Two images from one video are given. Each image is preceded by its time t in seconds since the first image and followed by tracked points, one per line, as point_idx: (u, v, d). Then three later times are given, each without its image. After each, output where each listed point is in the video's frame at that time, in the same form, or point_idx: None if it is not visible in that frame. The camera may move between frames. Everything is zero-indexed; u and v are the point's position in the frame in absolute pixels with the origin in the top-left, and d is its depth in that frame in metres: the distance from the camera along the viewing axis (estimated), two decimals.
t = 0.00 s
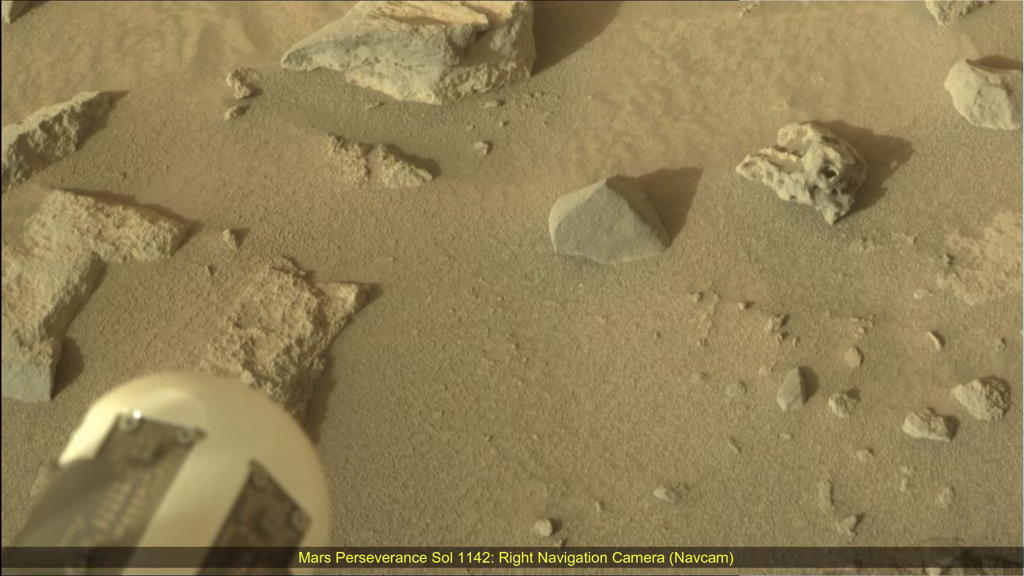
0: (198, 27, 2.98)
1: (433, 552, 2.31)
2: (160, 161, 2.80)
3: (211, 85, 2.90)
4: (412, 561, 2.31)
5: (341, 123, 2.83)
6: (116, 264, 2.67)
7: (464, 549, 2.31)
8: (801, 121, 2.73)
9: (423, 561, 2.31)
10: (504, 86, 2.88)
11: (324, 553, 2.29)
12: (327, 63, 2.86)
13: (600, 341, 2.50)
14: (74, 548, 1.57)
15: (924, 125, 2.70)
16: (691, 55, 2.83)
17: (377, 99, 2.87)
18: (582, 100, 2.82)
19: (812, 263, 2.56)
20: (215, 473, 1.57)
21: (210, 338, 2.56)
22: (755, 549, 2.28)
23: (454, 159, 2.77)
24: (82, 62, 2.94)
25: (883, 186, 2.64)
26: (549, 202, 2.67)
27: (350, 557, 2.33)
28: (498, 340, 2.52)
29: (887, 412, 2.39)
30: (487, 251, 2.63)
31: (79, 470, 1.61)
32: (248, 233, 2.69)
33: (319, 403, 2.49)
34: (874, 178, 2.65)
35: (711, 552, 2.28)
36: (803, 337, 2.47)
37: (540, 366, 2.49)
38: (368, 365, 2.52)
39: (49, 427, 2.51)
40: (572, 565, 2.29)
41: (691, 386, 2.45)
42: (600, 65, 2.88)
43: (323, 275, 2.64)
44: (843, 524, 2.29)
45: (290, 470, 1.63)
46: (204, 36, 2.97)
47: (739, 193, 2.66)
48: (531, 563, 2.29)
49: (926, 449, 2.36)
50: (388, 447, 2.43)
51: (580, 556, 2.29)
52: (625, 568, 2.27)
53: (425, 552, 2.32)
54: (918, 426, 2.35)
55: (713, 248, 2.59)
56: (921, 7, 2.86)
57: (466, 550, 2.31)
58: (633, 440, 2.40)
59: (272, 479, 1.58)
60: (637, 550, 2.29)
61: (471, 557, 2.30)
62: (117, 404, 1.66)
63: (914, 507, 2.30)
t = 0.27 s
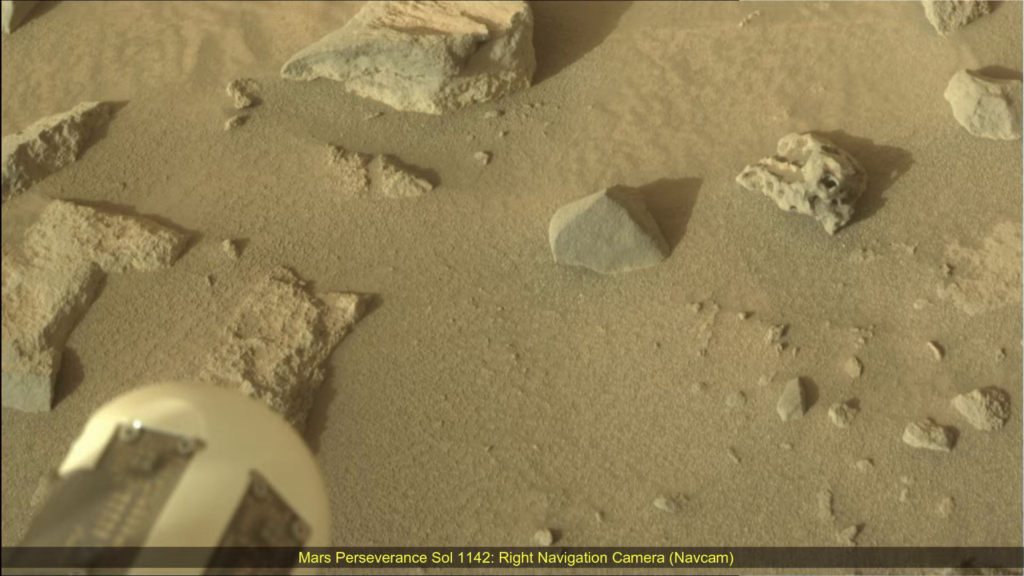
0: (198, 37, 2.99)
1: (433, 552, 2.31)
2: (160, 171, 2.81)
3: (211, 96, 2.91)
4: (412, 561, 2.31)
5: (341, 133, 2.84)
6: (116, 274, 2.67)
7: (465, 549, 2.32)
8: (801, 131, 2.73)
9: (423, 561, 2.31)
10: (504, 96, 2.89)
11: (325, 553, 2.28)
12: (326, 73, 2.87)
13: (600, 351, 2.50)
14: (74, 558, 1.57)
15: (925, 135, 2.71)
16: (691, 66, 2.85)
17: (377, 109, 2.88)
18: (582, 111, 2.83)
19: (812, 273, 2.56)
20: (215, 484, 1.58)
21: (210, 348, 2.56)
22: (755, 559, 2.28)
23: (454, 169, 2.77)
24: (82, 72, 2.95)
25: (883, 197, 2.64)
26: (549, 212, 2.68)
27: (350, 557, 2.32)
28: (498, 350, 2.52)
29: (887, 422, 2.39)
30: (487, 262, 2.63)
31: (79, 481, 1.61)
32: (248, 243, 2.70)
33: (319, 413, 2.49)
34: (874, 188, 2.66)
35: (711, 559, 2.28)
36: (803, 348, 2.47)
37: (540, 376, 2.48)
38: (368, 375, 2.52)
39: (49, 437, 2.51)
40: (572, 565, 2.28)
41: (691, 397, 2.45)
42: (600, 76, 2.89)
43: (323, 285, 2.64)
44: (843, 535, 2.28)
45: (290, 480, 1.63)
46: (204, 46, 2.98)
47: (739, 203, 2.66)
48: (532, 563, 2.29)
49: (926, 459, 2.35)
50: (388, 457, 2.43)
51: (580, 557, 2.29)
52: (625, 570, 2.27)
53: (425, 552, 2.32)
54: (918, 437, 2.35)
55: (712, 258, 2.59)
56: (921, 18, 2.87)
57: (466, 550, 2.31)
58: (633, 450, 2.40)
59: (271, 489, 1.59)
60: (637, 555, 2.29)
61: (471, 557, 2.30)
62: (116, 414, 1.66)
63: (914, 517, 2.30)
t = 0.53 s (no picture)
0: (198, 48, 3.00)
1: (433, 552, 2.32)
2: (159, 181, 2.82)
3: (211, 106, 2.91)
4: (412, 561, 2.32)
5: (341, 143, 2.85)
6: (116, 285, 2.67)
7: (465, 549, 2.32)
8: (801, 141, 2.73)
9: (423, 561, 2.31)
10: (504, 106, 2.90)
11: (325, 553, 2.29)
12: (326, 84, 2.87)
13: (600, 361, 2.50)
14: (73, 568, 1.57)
15: (925, 145, 2.71)
16: (691, 76, 2.86)
17: (377, 120, 2.89)
18: (582, 121, 2.84)
19: (812, 284, 2.56)
20: (215, 493, 1.58)
21: (210, 358, 2.56)
22: (755, 570, 2.28)
23: (454, 179, 2.78)
24: (82, 82, 2.96)
25: (883, 207, 2.65)
26: (549, 222, 2.68)
27: (350, 557, 2.33)
28: (498, 360, 2.52)
29: (887, 433, 2.39)
30: (486, 272, 2.63)
31: (79, 491, 1.60)
32: (248, 253, 2.70)
33: (319, 423, 2.49)
34: (874, 199, 2.66)
35: (710, 560, 2.28)
36: (803, 358, 2.47)
37: (540, 386, 2.48)
38: (368, 386, 2.52)
39: (49, 447, 2.50)
40: (572, 566, 2.28)
41: (691, 407, 2.44)
42: (600, 86, 2.90)
43: (323, 295, 2.64)
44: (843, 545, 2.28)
45: (290, 490, 1.64)
46: (204, 56, 2.99)
47: (739, 214, 2.66)
48: (532, 563, 2.29)
49: (926, 469, 2.35)
50: (388, 467, 2.42)
51: (580, 557, 2.29)
52: (625, 570, 2.27)
53: (425, 552, 2.33)
54: (918, 447, 2.34)
55: (713, 269, 2.60)
56: (921, 28, 2.88)
57: (466, 550, 2.32)
58: (633, 460, 2.40)
59: (271, 500, 1.59)
60: (637, 556, 2.29)
61: (471, 558, 2.31)
62: (116, 424, 1.66)
63: (914, 528, 2.29)
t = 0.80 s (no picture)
0: (198, 58, 3.01)
1: (433, 552, 2.33)
2: (159, 191, 2.82)
3: (211, 116, 2.92)
4: (412, 561, 2.32)
5: (341, 154, 2.85)
6: (116, 294, 2.67)
7: (464, 549, 2.33)
8: (801, 151, 2.74)
9: (423, 561, 2.32)
10: (504, 116, 2.90)
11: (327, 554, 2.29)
12: (326, 93, 2.87)
13: (600, 371, 2.50)
14: None
15: (925, 155, 2.71)
16: (691, 86, 2.87)
17: (377, 129, 2.89)
18: (582, 131, 2.84)
19: (812, 293, 2.56)
20: (215, 504, 1.57)
21: (210, 368, 2.56)
22: None
23: (454, 189, 2.78)
24: (82, 92, 2.97)
25: (883, 217, 2.65)
26: (549, 232, 2.69)
27: (350, 557, 2.34)
28: (498, 370, 2.52)
29: (887, 442, 2.39)
30: (487, 282, 2.63)
31: (79, 501, 1.61)
32: (248, 263, 2.70)
33: (319, 433, 2.49)
34: (874, 208, 2.66)
35: (711, 559, 2.28)
36: (803, 367, 2.47)
37: (540, 396, 2.48)
38: (368, 396, 2.52)
39: (49, 457, 2.50)
40: (572, 566, 2.29)
41: (691, 417, 2.44)
42: (599, 96, 2.90)
43: (323, 305, 2.64)
44: (843, 555, 2.28)
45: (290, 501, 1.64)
46: (204, 66, 2.99)
47: (739, 224, 2.67)
48: (532, 563, 2.29)
49: (926, 479, 2.35)
50: (388, 477, 2.42)
51: (580, 556, 2.30)
52: (625, 570, 2.28)
53: (425, 552, 2.33)
54: (918, 456, 2.34)
55: (713, 279, 2.60)
56: (921, 38, 2.88)
57: (466, 550, 2.33)
58: (633, 470, 2.40)
59: (272, 510, 1.59)
60: (637, 557, 2.29)
61: (471, 557, 2.31)
62: (116, 434, 1.66)
63: (914, 538, 2.29)
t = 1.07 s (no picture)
0: (198, 68, 3.01)
1: (433, 552, 2.34)
2: (159, 202, 2.82)
3: (211, 126, 2.93)
4: (412, 561, 2.33)
5: (341, 164, 2.86)
6: (116, 305, 2.67)
7: (464, 549, 2.34)
8: (801, 162, 2.75)
9: (423, 561, 2.33)
10: (504, 126, 2.91)
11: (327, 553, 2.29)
12: (326, 104, 2.88)
13: (600, 381, 2.50)
14: None
15: (925, 165, 2.72)
16: (691, 96, 2.87)
17: (377, 140, 2.90)
18: (582, 141, 2.85)
19: (812, 304, 2.56)
20: (215, 514, 1.57)
21: (210, 378, 2.56)
22: None
23: (454, 200, 2.78)
24: (82, 102, 2.98)
25: (883, 227, 2.65)
26: (549, 242, 2.69)
27: (350, 557, 2.35)
28: (498, 380, 2.52)
29: (887, 452, 2.39)
30: (486, 292, 2.64)
31: (79, 511, 1.61)
32: (248, 273, 2.70)
33: (319, 443, 2.49)
34: (874, 219, 2.66)
35: (711, 560, 2.29)
36: (803, 378, 2.47)
37: (540, 407, 2.48)
38: (368, 406, 2.52)
39: (49, 467, 2.50)
40: (572, 566, 2.30)
41: (691, 427, 2.44)
42: (600, 106, 2.91)
43: (323, 315, 2.64)
44: (843, 566, 2.28)
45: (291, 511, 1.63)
46: (204, 76, 3.00)
47: (739, 234, 2.67)
48: (531, 563, 2.31)
49: (926, 489, 2.35)
50: (388, 487, 2.42)
51: (580, 557, 2.31)
52: (624, 570, 2.29)
53: (425, 552, 2.34)
54: (918, 467, 2.34)
55: (712, 289, 2.60)
56: (921, 48, 2.89)
57: (466, 550, 2.34)
58: (633, 480, 2.39)
59: (271, 520, 1.59)
60: (637, 556, 2.30)
61: (472, 558, 2.33)
62: (117, 444, 1.66)
63: (914, 548, 2.29)
